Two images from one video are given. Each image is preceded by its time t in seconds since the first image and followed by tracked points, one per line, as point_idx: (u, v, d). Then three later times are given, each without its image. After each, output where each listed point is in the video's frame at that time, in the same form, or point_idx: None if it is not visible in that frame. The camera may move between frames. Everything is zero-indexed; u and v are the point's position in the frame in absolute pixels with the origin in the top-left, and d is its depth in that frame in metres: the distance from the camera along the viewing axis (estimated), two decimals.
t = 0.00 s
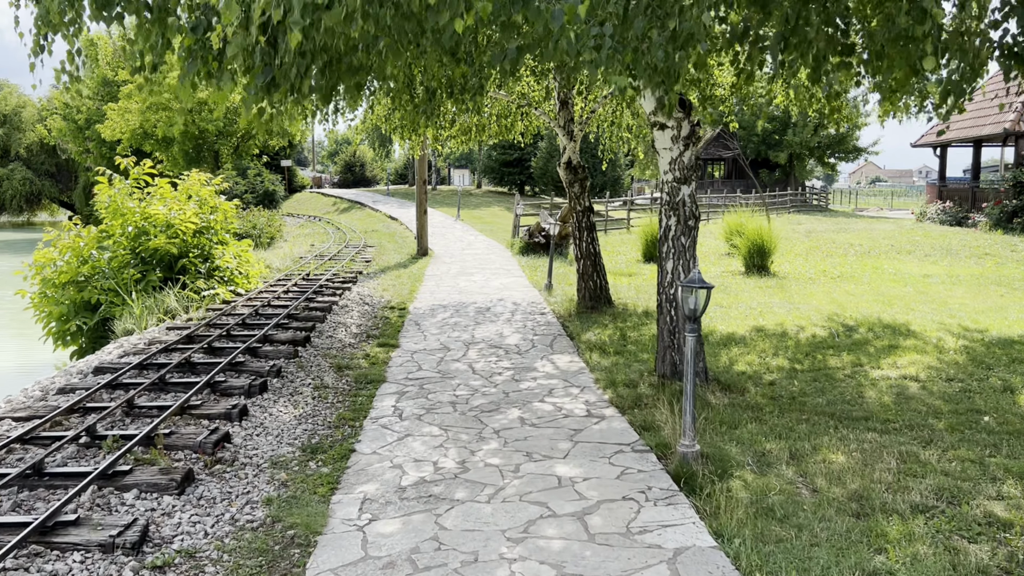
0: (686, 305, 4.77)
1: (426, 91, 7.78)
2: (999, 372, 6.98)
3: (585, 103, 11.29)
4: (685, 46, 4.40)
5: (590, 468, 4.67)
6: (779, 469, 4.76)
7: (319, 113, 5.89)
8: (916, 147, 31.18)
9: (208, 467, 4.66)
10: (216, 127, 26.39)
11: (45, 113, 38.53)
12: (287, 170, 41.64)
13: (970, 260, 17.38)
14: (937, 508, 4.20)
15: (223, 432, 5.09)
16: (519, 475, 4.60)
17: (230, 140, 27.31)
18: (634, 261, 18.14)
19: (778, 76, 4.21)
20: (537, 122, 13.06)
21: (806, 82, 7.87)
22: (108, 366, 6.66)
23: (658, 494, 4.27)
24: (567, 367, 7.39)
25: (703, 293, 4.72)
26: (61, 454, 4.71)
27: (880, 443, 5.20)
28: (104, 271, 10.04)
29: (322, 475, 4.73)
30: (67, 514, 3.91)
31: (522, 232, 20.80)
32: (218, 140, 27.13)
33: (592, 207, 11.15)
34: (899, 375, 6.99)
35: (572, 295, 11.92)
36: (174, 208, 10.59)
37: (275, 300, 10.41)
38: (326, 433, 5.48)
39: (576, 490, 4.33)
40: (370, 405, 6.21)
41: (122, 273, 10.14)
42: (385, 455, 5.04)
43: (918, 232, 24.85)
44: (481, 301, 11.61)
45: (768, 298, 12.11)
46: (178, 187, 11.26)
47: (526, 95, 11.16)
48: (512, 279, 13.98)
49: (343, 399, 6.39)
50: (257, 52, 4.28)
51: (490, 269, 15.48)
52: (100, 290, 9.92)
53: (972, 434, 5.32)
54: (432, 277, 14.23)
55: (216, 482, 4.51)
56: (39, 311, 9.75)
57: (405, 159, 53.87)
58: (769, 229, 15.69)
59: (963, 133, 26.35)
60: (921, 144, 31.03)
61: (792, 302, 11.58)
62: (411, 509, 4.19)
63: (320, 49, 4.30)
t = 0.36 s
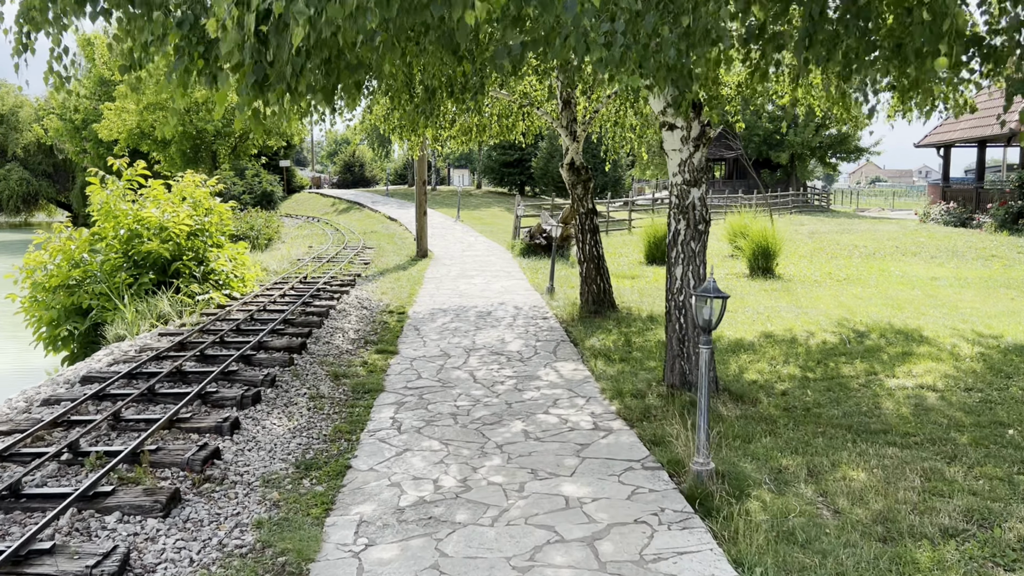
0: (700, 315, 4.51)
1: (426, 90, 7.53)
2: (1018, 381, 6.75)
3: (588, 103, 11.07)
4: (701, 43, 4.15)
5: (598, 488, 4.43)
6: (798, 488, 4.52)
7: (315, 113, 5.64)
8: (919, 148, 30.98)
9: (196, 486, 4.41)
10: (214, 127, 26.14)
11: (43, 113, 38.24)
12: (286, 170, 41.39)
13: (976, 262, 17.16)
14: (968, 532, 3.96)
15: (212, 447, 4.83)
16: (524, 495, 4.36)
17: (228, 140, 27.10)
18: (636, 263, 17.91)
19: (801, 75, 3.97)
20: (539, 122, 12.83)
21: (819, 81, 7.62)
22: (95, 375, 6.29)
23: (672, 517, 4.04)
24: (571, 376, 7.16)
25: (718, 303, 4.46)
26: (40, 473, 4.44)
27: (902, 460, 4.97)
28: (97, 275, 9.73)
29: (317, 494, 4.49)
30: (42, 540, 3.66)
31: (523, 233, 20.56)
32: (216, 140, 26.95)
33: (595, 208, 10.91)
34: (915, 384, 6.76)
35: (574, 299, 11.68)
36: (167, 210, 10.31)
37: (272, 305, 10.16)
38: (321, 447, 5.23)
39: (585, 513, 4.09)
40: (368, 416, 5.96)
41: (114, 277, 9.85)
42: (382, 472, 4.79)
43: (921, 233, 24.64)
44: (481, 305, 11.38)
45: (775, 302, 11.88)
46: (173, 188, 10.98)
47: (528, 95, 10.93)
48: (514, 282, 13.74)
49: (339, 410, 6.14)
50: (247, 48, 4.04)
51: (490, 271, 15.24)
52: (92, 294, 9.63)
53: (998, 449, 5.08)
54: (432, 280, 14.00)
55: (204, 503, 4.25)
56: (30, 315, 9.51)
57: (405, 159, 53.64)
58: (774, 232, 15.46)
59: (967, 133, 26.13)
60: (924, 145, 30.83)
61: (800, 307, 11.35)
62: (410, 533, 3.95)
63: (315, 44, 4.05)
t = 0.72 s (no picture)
0: (723, 325, 4.28)
1: (429, 89, 7.28)
2: None
3: (594, 102, 10.79)
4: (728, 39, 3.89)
5: (615, 509, 4.19)
6: (825, 509, 4.29)
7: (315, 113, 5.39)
8: (923, 148, 30.75)
9: (189, 507, 4.14)
10: (213, 126, 25.84)
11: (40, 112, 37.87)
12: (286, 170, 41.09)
13: (985, 264, 16.94)
14: (1011, 558, 3.73)
15: (208, 464, 4.56)
16: (537, 517, 4.12)
17: (227, 140, 26.83)
18: (641, 264, 17.67)
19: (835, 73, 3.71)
20: (542, 121, 12.58)
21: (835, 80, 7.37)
22: (87, 384, 5.95)
23: (696, 543, 3.80)
24: (580, 385, 6.88)
25: (743, 312, 4.23)
26: (24, 493, 4.15)
27: (932, 477, 4.74)
28: (91, 279, 9.45)
29: (317, 514, 4.24)
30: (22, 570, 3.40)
31: (525, 234, 20.30)
32: (215, 141, 26.67)
33: (602, 210, 10.65)
34: (938, 394, 6.53)
35: (580, 303, 11.44)
36: (164, 212, 10.03)
37: (271, 309, 9.91)
38: (322, 463, 4.98)
39: (602, 538, 3.85)
40: (370, 429, 5.69)
41: (109, 281, 9.57)
42: (385, 491, 4.54)
43: (926, 234, 24.42)
44: (485, 309, 11.14)
45: (784, 306, 11.64)
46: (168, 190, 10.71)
47: (533, 93, 10.67)
48: (517, 285, 13.49)
49: (341, 421, 5.90)
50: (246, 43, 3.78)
51: (493, 273, 14.98)
52: (86, 298, 9.35)
53: None
54: (434, 283, 13.75)
55: (197, 526, 3.99)
56: (22, 320, 9.26)
57: (405, 159, 53.36)
58: (781, 233, 15.21)
59: (973, 133, 25.90)
60: (928, 145, 30.60)
61: (811, 311, 11.11)
62: (416, 560, 3.70)
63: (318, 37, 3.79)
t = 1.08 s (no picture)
0: (748, 336, 4.03)
1: (432, 85, 7.04)
2: None
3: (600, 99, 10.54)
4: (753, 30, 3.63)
5: (630, 531, 3.94)
6: (854, 529, 4.05)
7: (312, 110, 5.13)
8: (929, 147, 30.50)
9: (177, 528, 3.86)
10: (212, 125, 25.56)
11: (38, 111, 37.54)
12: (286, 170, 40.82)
13: (995, 265, 16.71)
14: None
15: (198, 480, 4.26)
16: (548, 539, 3.87)
17: (226, 139, 26.59)
18: (645, 266, 17.43)
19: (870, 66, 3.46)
20: (546, 120, 12.35)
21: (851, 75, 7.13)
22: (75, 393, 5.65)
23: (718, 569, 3.55)
24: (588, 393, 6.74)
25: (768, 322, 3.99)
26: (1, 513, 3.86)
27: (964, 495, 4.50)
28: (84, 281, 9.13)
29: (313, 535, 3.97)
30: None
31: (527, 235, 20.06)
32: (214, 140, 26.43)
33: (608, 211, 10.40)
34: (961, 403, 6.29)
35: (585, 306, 11.20)
36: (158, 212, 9.77)
37: (269, 312, 9.66)
38: (319, 478, 4.70)
39: (618, 563, 3.60)
40: (369, 440, 5.42)
41: (102, 283, 9.27)
42: (385, 508, 4.28)
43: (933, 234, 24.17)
44: (488, 312, 10.91)
45: (794, 308, 11.40)
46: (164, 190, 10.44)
47: (537, 91, 10.42)
48: (520, 287, 13.25)
49: (340, 431, 5.65)
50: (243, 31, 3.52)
51: (495, 275, 14.75)
52: (79, 301, 9.07)
53: None
54: (435, 284, 13.52)
55: (185, 549, 3.70)
56: (13, 324, 8.97)
57: (405, 159, 53.09)
58: (788, 234, 14.97)
59: (979, 133, 25.65)
60: (933, 144, 30.34)
61: (821, 314, 10.86)
62: None
63: (319, 24, 3.52)
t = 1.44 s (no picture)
0: (769, 346, 3.79)
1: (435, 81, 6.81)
2: None
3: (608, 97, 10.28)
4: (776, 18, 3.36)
5: (643, 554, 3.70)
6: (881, 552, 3.80)
7: (306, 105, 4.86)
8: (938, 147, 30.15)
9: (160, 550, 3.58)
10: (215, 125, 25.37)
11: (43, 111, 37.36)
12: (290, 170, 40.70)
13: (1009, 266, 16.39)
14: None
15: (185, 496, 3.98)
16: (556, 563, 3.62)
17: (230, 139, 26.42)
18: (652, 267, 17.17)
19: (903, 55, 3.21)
20: (552, 118, 12.10)
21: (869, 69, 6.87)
22: (63, 401, 5.39)
23: None
24: (596, 401, 6.56)
25: (791, 332, 3.75)
26: None
27: (995, 514, 4.25)
28: (79, 283, 8.95)
29: (305, 557, 3.72)
30: None
31: (533, 236, 19.83)
32: (217, 139, 26.29)
33: (615, 211, 10.14)
34: (986, 413, 6.03)
35: (591, 309, 10.95)
36: (155, 212, 9.55)
37: (268, 315, 9.44)
38: (313, 494, 4.43)
39: None
40: (367, 451, 5.17)
41: (97, 285, 9.07)
42: (382, 527, 4.03)
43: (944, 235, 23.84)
44: (492, 315, 10.69)
45: (806, 311, 11.12)
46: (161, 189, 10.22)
47: (542, 88, 10.17)
48: (525, 288, 13.01)
49: (338, 440, 5.42)
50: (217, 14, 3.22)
51: (500, 276, 14.52)
52: (73, 304, 8.86)
53: None
54: (439, 286, 13.30)
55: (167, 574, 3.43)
56: (6, 326, 8.79)
57: (411, 159, 52.98)
58: (798, 235, 14.69)
59: (990, 132, 25.29)
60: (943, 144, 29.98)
61: (835, 317, 10.59)
62: None
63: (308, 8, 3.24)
